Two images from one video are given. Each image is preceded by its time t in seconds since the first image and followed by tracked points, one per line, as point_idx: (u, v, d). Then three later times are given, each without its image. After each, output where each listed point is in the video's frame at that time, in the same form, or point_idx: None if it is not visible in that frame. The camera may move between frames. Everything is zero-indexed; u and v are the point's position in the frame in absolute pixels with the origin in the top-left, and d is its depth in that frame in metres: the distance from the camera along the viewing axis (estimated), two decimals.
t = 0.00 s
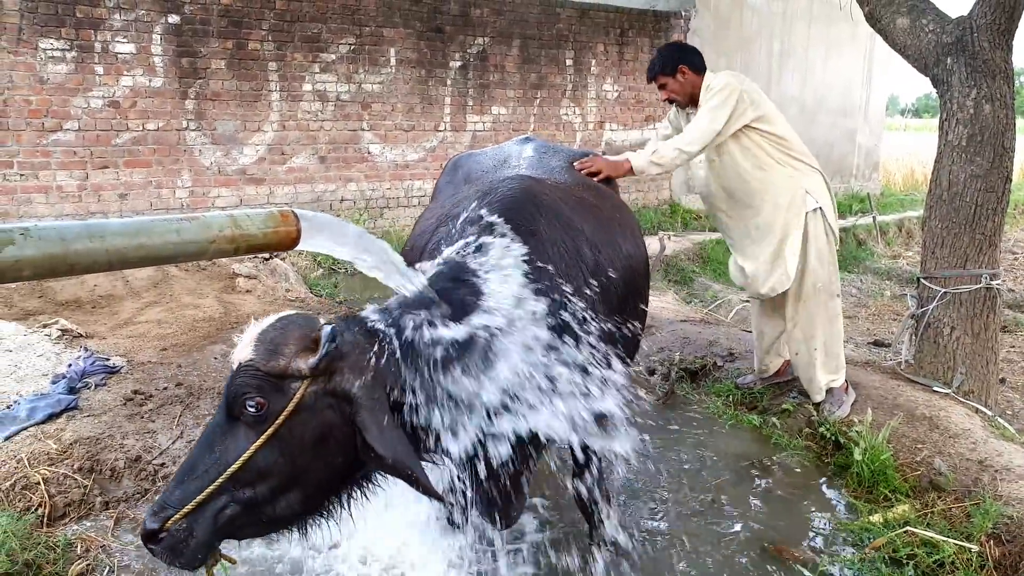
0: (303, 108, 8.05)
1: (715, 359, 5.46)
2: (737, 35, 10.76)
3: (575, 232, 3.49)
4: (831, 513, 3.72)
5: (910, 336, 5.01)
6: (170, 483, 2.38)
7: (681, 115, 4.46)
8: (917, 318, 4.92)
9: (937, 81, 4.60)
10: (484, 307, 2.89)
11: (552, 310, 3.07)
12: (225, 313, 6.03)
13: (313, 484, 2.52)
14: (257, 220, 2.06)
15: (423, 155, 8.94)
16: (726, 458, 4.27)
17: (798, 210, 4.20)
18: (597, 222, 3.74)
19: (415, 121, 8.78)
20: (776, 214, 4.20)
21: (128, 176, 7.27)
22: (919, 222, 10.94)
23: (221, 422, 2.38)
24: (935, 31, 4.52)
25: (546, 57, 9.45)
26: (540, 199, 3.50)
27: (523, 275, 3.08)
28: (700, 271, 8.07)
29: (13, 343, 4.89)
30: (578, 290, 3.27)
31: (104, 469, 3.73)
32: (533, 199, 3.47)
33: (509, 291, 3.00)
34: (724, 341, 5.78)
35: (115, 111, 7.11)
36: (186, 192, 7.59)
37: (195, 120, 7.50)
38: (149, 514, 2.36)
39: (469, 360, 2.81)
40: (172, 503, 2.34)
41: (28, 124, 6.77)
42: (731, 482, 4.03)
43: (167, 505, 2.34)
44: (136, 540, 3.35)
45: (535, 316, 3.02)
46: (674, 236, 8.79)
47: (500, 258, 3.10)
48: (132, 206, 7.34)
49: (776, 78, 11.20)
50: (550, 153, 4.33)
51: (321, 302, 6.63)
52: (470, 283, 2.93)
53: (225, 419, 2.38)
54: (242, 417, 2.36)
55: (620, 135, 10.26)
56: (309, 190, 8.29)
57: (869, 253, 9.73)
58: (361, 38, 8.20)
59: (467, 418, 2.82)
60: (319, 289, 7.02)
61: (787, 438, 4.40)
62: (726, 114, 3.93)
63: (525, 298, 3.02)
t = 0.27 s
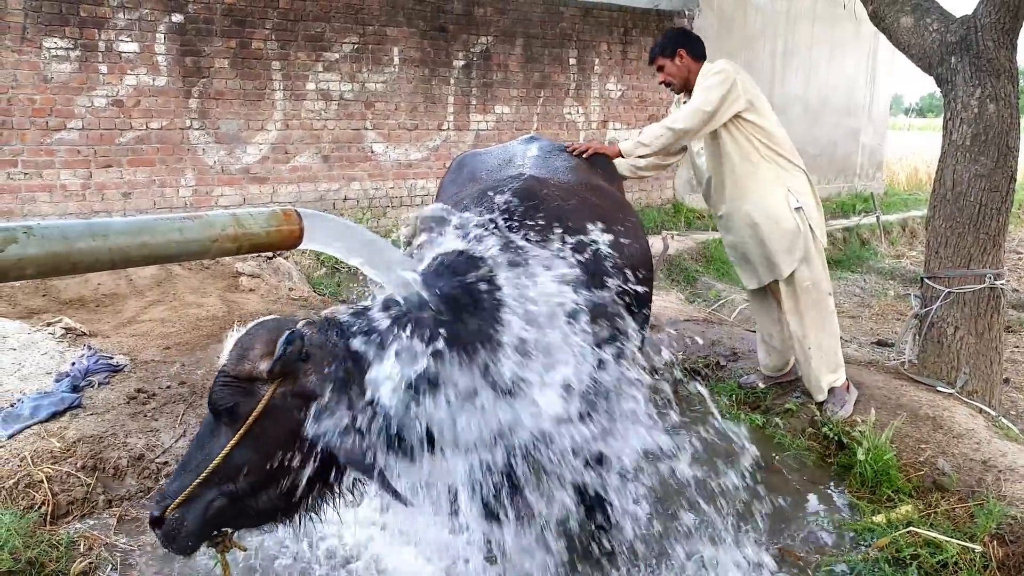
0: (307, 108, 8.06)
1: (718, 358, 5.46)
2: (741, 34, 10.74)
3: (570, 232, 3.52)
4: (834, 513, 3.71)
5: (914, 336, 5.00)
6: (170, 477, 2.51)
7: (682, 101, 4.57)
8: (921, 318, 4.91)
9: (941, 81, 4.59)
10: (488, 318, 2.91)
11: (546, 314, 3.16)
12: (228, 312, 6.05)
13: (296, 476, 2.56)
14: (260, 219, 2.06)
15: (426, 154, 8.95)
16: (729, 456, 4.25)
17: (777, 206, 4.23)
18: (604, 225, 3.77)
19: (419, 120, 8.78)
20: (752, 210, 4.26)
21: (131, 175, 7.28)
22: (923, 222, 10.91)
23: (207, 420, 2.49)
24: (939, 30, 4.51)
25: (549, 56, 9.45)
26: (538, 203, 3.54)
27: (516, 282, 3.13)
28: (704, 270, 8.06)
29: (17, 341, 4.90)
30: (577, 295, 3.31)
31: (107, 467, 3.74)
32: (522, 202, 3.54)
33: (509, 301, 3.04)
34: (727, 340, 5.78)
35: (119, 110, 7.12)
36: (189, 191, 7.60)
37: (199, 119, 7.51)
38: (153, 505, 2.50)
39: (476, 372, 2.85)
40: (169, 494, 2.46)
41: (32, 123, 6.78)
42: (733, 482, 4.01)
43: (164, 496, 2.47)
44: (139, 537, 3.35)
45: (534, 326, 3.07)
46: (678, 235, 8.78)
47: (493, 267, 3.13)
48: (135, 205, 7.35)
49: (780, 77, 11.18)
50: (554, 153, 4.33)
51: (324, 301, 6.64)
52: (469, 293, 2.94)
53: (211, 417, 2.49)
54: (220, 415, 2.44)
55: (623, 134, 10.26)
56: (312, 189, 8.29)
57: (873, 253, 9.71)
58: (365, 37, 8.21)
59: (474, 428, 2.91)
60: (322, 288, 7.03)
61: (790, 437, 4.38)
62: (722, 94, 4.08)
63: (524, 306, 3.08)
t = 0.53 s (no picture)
0: (310, 106, 8.06)
1: (723, 355, 5.45)
2: (744, 31, 10.74)
3: (573, 224, 3.51)
4: (838, 509, 3.71)
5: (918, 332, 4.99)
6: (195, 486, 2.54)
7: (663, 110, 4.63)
8: (926, 315, 4.89)
9: (946, 76, 4.57)
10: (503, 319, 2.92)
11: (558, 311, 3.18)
12: (232, 310, 6.05)
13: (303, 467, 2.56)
14: (262, 216, 2.06)
15: (428, 152, 8.94)
16: (735, 452, 4.22)
17: (766, 203, 4.31)
18: (604, 217, 3.75)
19: (421, 118, 8.78)
20: (741, 208, 4.37)
21: (135, 174, 7.29)
22: (927, 219, 10.87)
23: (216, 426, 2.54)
24: (944, 25, 4.49)
25: (552, 53, 9.43)
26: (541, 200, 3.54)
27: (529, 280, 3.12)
28: (707, 267, 8.05)
29: (22, 340, 4.91)
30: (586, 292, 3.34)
31: (112, 465, 3.75)
32: (521, 197, 3.51)
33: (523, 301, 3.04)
34: (732, 338, 5.77)
35: (122, 109, 7.13)
36: (193, 190, 7.61)
37: (202, 118, 7.52)
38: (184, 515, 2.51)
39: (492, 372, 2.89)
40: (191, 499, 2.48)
41: (36, 123, 6.79)
42: (737, 477, 4.00)
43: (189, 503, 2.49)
44: (145, 535, 3.35)
45: (549, 329, 3.10)
46: (682, 233, 8.76)
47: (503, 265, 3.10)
48: (139, 204, 7.37)
49: (784, 74, 11.16)
50: (561, 150, 4.32)
51: (328, 300, 6.64)
52: (483, 296, 2.94)
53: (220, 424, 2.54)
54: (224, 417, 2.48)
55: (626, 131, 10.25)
56: (315, 188, 8.29)
57: (877, 249, 9.69)
58: (367, 35, 8.20)
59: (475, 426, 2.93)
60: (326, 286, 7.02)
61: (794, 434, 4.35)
62: (709, 91, 4.17)
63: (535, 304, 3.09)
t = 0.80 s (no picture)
0: (313, 104, 8.06)
1: (727, 352, 5.44)
2: (747, 28, 10.71)
3: (578, 226, 3.50)
4: (843, 505, 3.70)
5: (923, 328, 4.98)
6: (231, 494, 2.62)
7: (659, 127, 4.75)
8: (930, 311, 4.86)
9: (951, 71, 4.55)
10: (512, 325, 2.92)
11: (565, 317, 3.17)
12: (236, 308, 6.06)
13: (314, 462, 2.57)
14: (266, 214, 2.05)
15: (432, 149, 8.94)
16: (740, 449, 4.21)
17: (772, 200, 4.39)
18: (608, 216, 3.75)
19: (425, 116, 8.77)
20: (750, 210, 4.50)
21: (139, 173, 7.30)
22: (932, 214, 10.84)
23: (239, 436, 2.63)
24: (949, 20, 4.47)
25: (555, 50, 9.42)
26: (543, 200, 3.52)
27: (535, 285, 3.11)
28: (711, 264, 8.03)
29: (27, 339, 4.92)
30: (593, 297, 3.34)
31: (117, 464, 3.75)
32: (526, 196, 3.50)
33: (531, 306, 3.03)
34: (736, 335, 5.76)
35: (126, 107, 7.14)
36: (196, 189, 7.62)
37: (205, 116, 7.52)
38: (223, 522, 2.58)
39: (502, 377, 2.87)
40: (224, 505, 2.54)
41: (40, 122, 6.80)
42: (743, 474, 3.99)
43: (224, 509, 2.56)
44: (150, 533, 3.36)
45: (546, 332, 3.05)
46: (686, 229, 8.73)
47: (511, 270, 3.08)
48: (142, 203, 7.38)
49: (787, 70, 11.13)
50: (564, 147, 4.33)
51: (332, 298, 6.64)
52: (488, 299, 2.91)
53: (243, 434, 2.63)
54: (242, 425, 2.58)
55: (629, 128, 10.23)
56: (318, 186, 8.30)
57: (882, 245, 9.66)
58: (370, 33, 8.19)
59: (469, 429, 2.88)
60: (330, 284, 7.02)
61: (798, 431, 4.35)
62: (703, 90, 4.30)
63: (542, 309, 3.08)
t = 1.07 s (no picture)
0: (316, 101, 8.05)
1: (730, 352, 5.44)
2: (751, 27, 10.69)
3: (581, 224, 3.47)
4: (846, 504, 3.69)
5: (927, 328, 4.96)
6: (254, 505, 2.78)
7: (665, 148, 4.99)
8: (934, 310, 4.85)
9: (956, 70, 4.54)
10: (522, 327, 2.86)
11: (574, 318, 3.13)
12: (239, 306, 6.06)
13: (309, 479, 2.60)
14: (269, 211, 2.05)
15: (435, 147, 8.93)
16: (743, 447, 4.20)
17: (775, 199, 4.39)
18: (612, 215, 3.74)
19: (428, 114, 8.77)
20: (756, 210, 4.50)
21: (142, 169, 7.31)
22: (936, 214, 10.81)
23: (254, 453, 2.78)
24: (953, 19, 4.45)
25: (559, 48, 9.41)
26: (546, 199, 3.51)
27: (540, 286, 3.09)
28: (714, 263, 8.02)
29: (30, 335, 4.93)
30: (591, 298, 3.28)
31: (119, 461, 3.76)
32: (529, 195, 3.48)
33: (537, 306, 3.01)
34: (739, 334, 5.76)
35: (130, 104, 7.15)
36: (200, 186, 7.63)
37: (209, 113, 7.52)
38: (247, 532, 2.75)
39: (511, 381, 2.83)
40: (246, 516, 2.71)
41: (44, 118, 6.81)
42: (747, 473, 3.98)
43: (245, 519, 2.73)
44: (152, 530, 3.36)
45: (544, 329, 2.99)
46: (689, 228, 8.71)
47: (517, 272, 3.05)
48: (146, 200, 7.38)
49: (791, 69, 11.10)
50: (573, 146, 4.33)
51: (335, 295, 6.64)
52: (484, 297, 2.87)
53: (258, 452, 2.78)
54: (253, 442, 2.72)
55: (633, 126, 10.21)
56: (322, 183, 8.30)
57: (886, 245, 9.64)
58: (374, 31, 8.19)
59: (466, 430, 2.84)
60: (332, 282, 7.02)
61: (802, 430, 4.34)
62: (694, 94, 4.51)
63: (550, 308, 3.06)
